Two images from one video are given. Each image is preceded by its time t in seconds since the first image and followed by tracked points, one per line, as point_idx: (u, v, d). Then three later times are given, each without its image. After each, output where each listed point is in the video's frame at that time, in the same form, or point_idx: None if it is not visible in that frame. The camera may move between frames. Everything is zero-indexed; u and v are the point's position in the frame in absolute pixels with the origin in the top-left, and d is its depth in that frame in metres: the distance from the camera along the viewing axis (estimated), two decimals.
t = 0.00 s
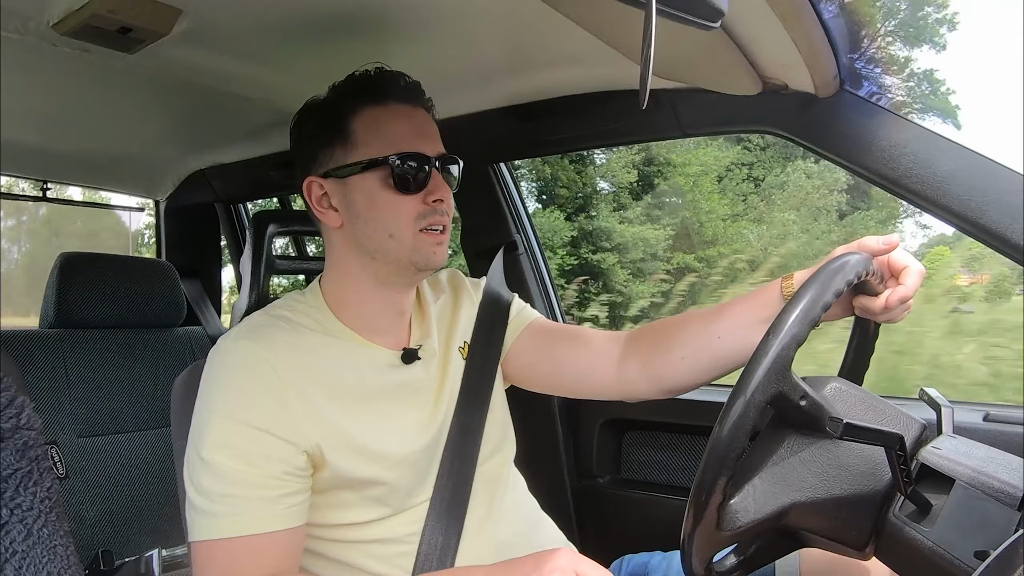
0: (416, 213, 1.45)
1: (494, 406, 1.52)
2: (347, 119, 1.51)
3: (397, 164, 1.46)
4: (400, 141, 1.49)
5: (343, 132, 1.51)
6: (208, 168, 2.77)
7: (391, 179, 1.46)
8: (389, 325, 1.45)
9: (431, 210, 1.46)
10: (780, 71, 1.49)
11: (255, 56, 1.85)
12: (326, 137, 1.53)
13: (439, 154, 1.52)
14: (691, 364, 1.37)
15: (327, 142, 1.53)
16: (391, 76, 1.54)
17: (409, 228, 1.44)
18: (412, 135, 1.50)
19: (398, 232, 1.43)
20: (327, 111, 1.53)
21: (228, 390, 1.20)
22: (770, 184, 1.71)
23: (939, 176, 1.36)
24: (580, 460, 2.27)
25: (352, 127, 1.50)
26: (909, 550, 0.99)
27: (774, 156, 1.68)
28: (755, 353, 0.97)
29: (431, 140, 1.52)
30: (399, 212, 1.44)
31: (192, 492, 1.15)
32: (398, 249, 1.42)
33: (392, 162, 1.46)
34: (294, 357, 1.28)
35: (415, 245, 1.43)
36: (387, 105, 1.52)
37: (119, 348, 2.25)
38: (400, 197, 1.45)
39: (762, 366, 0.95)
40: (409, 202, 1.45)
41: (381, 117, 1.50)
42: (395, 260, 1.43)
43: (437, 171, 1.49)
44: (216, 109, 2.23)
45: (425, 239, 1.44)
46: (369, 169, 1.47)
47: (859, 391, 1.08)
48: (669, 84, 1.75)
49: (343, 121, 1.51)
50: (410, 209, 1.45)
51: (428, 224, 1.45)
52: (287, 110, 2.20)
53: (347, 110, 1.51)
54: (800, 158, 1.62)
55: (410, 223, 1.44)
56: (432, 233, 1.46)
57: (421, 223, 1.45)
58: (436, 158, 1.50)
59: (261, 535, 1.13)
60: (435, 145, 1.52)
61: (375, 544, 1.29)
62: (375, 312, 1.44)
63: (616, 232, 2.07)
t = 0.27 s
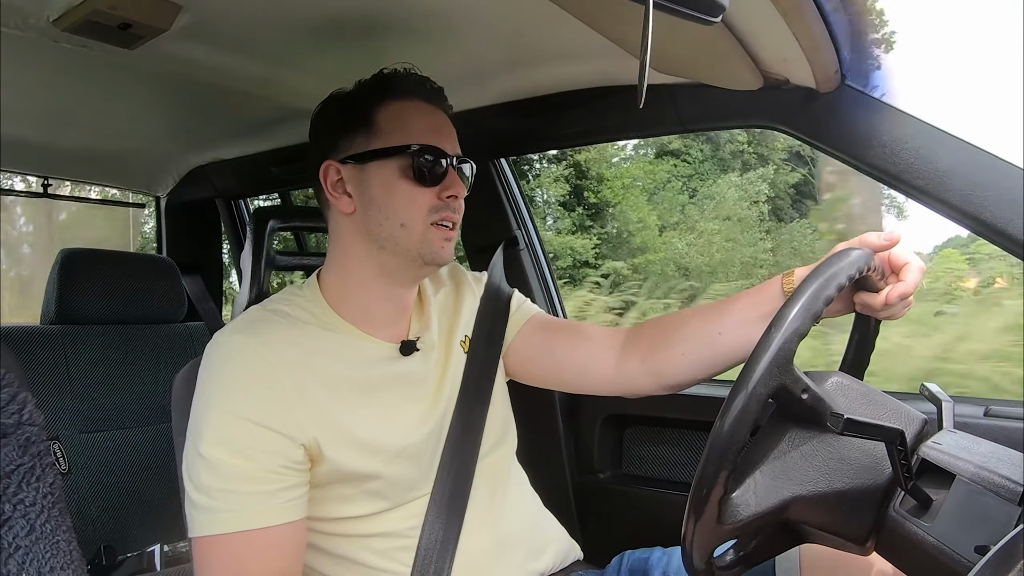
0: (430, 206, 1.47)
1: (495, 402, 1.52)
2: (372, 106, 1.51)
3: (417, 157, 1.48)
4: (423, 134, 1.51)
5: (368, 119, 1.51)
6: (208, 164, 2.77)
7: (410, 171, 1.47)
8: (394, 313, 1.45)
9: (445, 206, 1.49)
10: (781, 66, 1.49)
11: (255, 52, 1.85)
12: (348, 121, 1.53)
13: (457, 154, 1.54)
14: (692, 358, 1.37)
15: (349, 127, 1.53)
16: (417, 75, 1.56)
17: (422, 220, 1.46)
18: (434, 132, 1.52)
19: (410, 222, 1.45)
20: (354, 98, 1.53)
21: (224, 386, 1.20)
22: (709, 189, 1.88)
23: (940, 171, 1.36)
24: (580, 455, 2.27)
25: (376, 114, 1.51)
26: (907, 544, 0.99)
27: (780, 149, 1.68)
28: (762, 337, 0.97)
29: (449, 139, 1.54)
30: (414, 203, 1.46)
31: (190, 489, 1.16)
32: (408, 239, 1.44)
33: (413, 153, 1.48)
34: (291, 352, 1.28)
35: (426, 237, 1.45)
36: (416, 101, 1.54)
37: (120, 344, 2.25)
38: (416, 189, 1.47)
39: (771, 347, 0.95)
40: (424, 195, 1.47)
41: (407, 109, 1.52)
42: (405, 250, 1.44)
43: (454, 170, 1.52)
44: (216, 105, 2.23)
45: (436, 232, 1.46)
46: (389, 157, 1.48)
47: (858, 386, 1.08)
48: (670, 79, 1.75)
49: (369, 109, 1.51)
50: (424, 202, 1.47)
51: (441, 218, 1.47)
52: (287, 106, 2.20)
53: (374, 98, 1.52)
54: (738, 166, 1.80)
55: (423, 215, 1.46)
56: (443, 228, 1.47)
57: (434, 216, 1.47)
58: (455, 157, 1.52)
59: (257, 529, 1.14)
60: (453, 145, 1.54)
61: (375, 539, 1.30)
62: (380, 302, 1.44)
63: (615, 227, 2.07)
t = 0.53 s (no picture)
0: (437, 211, 1.47)
1: (494, 407, 1.52)
2: (388, 111, 1.52)
3: (430, 161, 1.47)
4: (435, 142, 1.51)
5: (383, 125, 1.52)
6: (208, 172, 2.78)
7: (421, 174, 1.47)
8: (393, 318, 1.45)
9: (452, 212, 1.48)
10: (779, 71, 1.50)
11: (255, 60, 1.85)
12: (362, 125, 1.54)
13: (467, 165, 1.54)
14: (693, 361, 1.37)
15: (363, 130, 1.54)
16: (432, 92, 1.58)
17: (429, 223, 1.46)
18: (446, 140, 1.53)
19: (418, 224, 1.45)
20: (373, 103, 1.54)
21: (223, 390, 1.20)
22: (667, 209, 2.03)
23: (939, 174, 1.36)
24: (581, 461, 2.27)
25: (392, 120, 1.52)
26: (911, 549, 0.98)
27: (781, 153, 1.69)
28: (763, 342, 0.98)
29: (458, 150, 1.54)
30: (422, 206, 1.46)
31: (187, 492, 1.16)
32: (413, 240, 1.44)
33: (425, 157, 1.48)
34: (290, 356, 1.27)
35: (432, 241, 1.44)
36: (429, 112, 1.55)
37: (120, 352, 2.25)
38: (426, 192, 1.47)
39: (772, 352, 0.96)
40: (433, 199, 1.47)
41: (420, 118, 1.53)
42: (411, 250, 1.43)
43: (463, 181, 1.52)
44: (216, 113, 2.24)
45: (441, 237, 1.45)
46: (402, 159, 1.48)
47: (858, 393, 1.08)
48: (669, 85, 1.75)
49: (386, 113, 1.52)
50: (432, 205, 1.46)
51: (448, 224, 1.47)
52: (287, 113, 2.20)
53: (392, 103, 1.52)
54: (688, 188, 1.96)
55: (431, 219, 1.46)
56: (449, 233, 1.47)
57: (441, 221, 1.47)
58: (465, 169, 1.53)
59: (254, 534, 1.13)
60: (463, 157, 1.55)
61: (375, 545, 1.29)
62: (381, 304, 1.44)
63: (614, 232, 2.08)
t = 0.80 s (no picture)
0: (437, 212, 1.47)
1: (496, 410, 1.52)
2: (385, 115, 1.52)
3: (427, 164, 1.48)
4: (434, 144, 1.51)
5: (381, 128, 1.52)
6: (210, 173, 2.78)
7: (420, 177, 1.47)
8: (394, 320, 1.45)
9: (452, 214, 1.49)
10: (782, 76, 1.50)
11: (258, 61, 1.86)
12: (360, 129, 1.54)
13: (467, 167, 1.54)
14: (696, 365, 1.37)
15: (362, 134, 1.54)
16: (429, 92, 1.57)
17: (429, 225, 1.46)
18: (444, 142, 1.52)
19: (418, 226, 1.45)
20: (369, 107, 1.54)
21: (227, 392, 1.20)
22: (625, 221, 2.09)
23: (941, 181, 1.36)
24: (582, 464, 2.26)
25: (389, 123, 1.51)
26: (912, 555, 0.98)
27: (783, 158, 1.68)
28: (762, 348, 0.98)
29: (458, 151, 1.55)
30: (422, 208, 1.46)
31: (192, 495, 1.16)
32: (414, 242, 1.44)
33: (424, 159, 1.48)
34: (293, 359, 1.27)
35: (431, 242, 1.45)
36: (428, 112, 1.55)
37: (122, 352, 2.25)
38: (425, 195, 1.47)
39: (770, 359, 0.96)
40: (432, 201, 1.47)
41: (419, 120, 1.53)
42: (411, 253, 1.44)
43: (462, 181, 1.52)
44: (219, 114, 2.24)
45: (441, 239, 1.46)
46: (400, 162, 1.48)
47: (857, 401, 1.08)
48: (672, 88, 1.75)
49: (382, 116, 1.52)
50: (431, 208, 1.47)
51: (449, 225, 1.48)
52: (290, 115, 2.21)
53: (389, 106, 1.53)
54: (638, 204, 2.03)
55: (430, 221, 1.46)
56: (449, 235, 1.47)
57: (441, 223, 1.47)
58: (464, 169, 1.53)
59: (256, 536, 1.13)
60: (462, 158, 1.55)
61: (375, 547, 1.29)
62: (383, 306, 1.44)
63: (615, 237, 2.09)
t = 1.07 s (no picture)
0: (438, 216, 1.46)
1: (498, 410, 1.52)
2: (387, 117, 1.52)
3: (427, 166, 1.47)
4: (436, 147, 1.51)
5: (382, 130, 1.51)
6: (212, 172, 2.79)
7: (420, 179, 1.47)
8: (396, 322, 1.45)
9: (453, 218, 1.47)
10: (783, 76, 1.50)
11: (259, 61, 1.86)
12: (362, 131, 1.54)
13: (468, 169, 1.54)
14: (698, 365, 1.37)
15: (363, 136, 1.53)
16: (432, 92, 1.57)
17: (429, 228, 1.45)
18: (445, 144, 1.52)
19: (418, 229, 1.44)
20: (370, 109, 1.54)
21: (230, 391, 1.20)
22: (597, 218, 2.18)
23: (942, 182, 1.36)
24: (583, 464, 2.27)
25: (391, 126, 1.51)
26: (912, 556, 0.98)
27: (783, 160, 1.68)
28: (762, 352, 0.98)
29: (460, 154, 1.54)
30: (423, 210, 1.45)
31: (195, 496, 1.16)
32: (415, 245, 1.43)
33: (424, 162, 1.47)
34: (296, 360, 1.28)
35: (433, 245, 1.44)
36: (429, 115, 1.54)
37: (123, 352, 2.26)
38: (426, 198, 1.46)
39: (770, 366, 0.96)
40: (433, 205, 1.46)
41: (421, 123, 1.52)
42: (412, 255, 1.43)
43: (464, 182, 1.51)
44: (221, 113, 2.24)
45: (443, 241, 1.45)
46: (401, 165, 1.48)
47: (858, 403, 1.07)
48: (673, 89, 1.75)
49: (384, 119, 1.52)
50: (432, 210, 1.46)
51: (451, 228, 1.46)
52: (292, 115, 2.21)
53: (390, 109, 1.52)
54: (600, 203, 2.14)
55: (431, 224, 1.45)
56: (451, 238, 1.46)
57: (442, 226, 1.46)
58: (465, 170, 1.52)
59: (258, 536, 1.13)
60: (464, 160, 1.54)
61: (376, 547, 1.29)
62: (384, 308, 1.44)
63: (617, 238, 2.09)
